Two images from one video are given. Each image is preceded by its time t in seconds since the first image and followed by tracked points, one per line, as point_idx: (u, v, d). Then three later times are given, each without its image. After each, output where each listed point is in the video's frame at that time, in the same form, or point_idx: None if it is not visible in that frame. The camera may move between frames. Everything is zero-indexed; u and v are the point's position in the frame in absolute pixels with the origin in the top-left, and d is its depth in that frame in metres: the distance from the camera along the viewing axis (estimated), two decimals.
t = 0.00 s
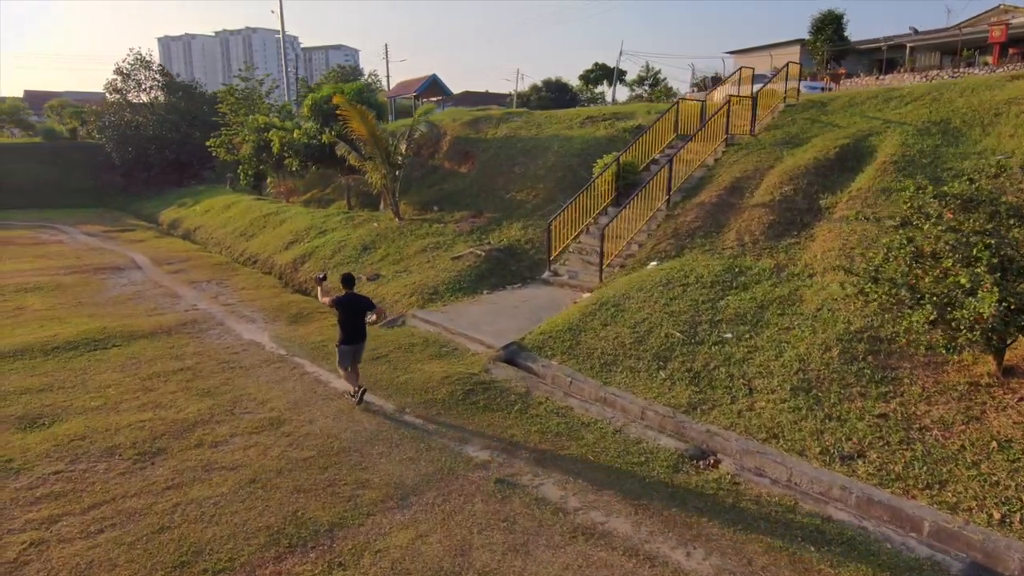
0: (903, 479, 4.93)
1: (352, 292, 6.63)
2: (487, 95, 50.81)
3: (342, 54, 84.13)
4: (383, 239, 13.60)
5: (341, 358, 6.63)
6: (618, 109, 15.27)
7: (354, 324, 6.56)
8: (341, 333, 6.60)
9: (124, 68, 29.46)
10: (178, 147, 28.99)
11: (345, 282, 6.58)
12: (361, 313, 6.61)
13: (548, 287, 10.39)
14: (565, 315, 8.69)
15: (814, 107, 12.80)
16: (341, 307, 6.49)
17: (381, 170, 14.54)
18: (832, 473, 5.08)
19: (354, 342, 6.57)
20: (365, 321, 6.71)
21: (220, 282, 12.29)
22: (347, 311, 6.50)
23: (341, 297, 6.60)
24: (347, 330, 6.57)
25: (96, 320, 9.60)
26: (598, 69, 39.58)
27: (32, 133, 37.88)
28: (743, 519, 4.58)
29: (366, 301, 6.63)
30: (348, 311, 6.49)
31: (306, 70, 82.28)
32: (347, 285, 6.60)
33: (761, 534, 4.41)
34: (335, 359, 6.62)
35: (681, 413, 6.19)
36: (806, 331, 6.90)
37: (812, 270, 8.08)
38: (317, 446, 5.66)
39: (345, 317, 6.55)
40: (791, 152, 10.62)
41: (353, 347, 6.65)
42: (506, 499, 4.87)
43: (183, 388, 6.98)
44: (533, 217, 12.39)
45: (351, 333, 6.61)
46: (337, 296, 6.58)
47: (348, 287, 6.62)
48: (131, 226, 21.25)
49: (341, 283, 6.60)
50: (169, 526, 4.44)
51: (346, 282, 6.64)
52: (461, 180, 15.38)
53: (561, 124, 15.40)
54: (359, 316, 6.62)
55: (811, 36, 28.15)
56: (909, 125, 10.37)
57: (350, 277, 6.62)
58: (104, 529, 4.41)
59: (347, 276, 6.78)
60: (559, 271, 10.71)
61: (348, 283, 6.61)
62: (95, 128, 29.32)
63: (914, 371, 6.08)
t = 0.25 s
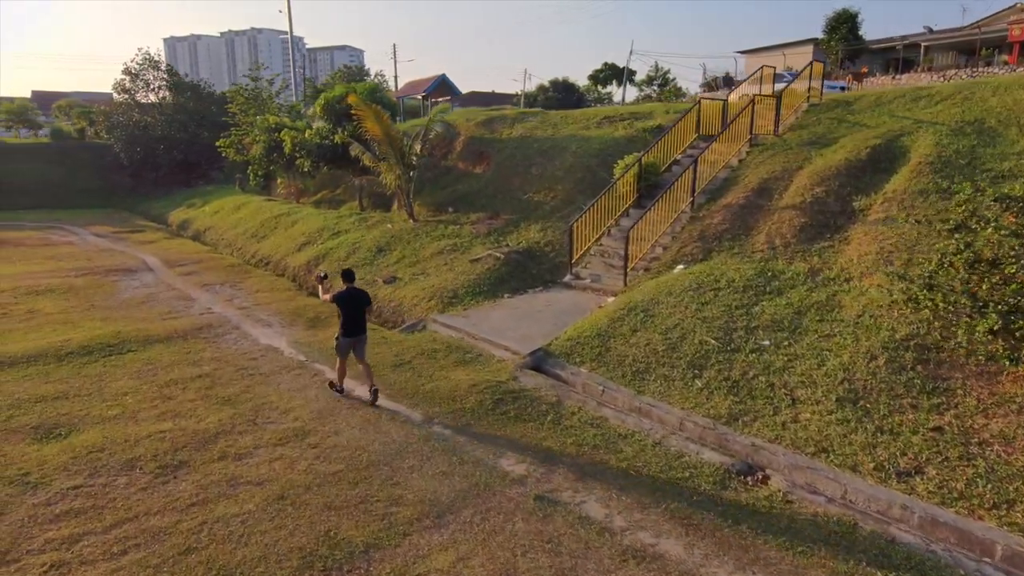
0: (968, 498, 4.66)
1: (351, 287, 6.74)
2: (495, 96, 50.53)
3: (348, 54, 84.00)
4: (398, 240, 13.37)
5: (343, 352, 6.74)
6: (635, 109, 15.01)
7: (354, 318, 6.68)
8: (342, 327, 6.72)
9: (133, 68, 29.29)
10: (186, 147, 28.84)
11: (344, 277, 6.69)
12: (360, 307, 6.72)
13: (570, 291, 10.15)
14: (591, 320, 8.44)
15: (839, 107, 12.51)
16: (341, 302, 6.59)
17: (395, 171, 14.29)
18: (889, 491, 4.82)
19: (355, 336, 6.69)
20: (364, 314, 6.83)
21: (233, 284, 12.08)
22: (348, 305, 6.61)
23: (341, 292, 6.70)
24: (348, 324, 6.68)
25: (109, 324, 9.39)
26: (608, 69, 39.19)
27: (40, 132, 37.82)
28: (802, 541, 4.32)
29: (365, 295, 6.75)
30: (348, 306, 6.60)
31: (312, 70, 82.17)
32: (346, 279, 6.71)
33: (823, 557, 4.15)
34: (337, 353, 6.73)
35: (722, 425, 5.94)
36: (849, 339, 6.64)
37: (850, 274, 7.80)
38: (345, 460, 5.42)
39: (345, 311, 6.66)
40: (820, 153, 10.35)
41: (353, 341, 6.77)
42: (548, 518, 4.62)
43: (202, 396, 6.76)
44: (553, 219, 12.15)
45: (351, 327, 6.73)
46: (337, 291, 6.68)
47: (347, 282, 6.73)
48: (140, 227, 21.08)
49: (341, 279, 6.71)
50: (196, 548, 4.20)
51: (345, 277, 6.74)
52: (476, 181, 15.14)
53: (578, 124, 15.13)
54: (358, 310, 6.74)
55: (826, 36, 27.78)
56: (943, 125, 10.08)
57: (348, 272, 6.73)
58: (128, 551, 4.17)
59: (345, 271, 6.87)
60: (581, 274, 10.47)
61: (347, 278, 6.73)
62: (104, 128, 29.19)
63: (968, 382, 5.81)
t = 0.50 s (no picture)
0: None
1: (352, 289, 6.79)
2: (502, 96, 50.20)
3: (354, 54, 83.86)
4: (412, 242, 13.09)
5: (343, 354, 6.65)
6: (654, 109, 14.70)
7: (354, 319, 6.64)
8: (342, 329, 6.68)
9: (140, 68, 28.99)
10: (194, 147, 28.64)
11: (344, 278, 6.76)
12: (360, 308, 6.72)
13: (593, 295, 9.86)
14: (619, 327, 8.14)
15: (866, 106, 12.18)
16: (340, 302, 6.64)
17: (409, 172, 13.98)
18: (959, 516, 4.50)
19: (355, 337, 6.62)
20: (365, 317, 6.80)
21: (246, 287, 11.81)
22: (347, 305, 6.63)
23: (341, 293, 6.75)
24: (347, 325, 6.65)
25: (121, 330, 9.12)
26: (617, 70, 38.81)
27: (47, 132, 37.64)
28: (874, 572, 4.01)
29: (365, 297, 6.76)
30: (348, 306, 6.62)
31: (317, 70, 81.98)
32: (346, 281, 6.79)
33: None
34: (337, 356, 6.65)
35: (769, 441, 5.62)
36: (898, 349, 6.31)
37: (892, 280, 7.48)
38: (374, 477, 5.12)
39: (345, 313, 6.66)
40: (852, 154, 10.03)
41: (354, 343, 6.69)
42: (596, 544, 4.32)
43: (220, 407, 6.48)
44: (572, 221, 11.85)
45: (351, 329, 6.68)
46: (337, 293, 6.74)
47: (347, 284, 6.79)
48: (148, 228, 20.85)
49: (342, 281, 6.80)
50: None
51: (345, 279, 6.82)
52: (491, 182, 14.85)
53: (596, 124, 14.83)
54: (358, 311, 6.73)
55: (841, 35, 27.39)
56: (980, 125, 9.75)
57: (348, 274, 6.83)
58: None
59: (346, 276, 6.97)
60: (604, 278, 10.17)
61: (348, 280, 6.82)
62: (111, 128, 29.01)
63: None
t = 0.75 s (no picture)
0: None
1: (357, 291, 6.70)
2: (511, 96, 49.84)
3: (361, 54, 83.62)
4: (428, 245, 12.75)
5: (343, 357, 6.64)
6: (675, 108, 14.32)
7: (354, 321, 6.61)
8: (345, 331, 6.64)
9: (148, 68, 28.91)
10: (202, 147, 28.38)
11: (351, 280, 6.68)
12: (364, 311, 6.66)
13: (620, 301, 9.49)
14: (652, 335, 7.77)
15: (899, 105, 11.78)
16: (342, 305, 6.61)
17: (424, 173, 13.61)
18: None
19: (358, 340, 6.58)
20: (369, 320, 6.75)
21: (258, 291, 11.49)
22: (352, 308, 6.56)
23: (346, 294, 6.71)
24: (351, 328, 6.61)
25: (132, 336, 8.81)
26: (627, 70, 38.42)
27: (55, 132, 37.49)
28: None
29: (370, 300, 6.69)
30: (353, 309, 6.55)
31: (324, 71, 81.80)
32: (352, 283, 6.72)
33: None
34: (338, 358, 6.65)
35: (825, 461, 5.25)
36: (957, 363, 5.93)
37: (942, 287, 7.09)
38: (405, 502, 4.77)
39: (349, 316, 6.60)
40: (889, 154, 9.64)
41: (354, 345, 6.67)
42: None
43: (237, 421, 6.14)
44: (594, 223, 11.49)
45: (354, 331, 6.64)
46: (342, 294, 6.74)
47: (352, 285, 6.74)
48: (157, 229, 20.59)
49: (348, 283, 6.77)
50: None
51: (351, 281, 6.74)
52: (507, 183, 14.49)
53: (615, 123, 14.45)
54: (362, 314, 6.67)
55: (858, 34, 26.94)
56: None
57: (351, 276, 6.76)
58: None
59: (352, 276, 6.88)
60: (630, 283, 9.81)
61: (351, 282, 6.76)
62: (119, 128, 28.80)
63: None
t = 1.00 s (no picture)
0: None
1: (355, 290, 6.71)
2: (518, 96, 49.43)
3: (367, 54, 83.37)
4: (444, 248, 12.38)
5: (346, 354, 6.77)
6: (697, 107, 13.91)
7: (352, 320, 6.67)
8: (346, 329, 6.70)
9: (156, 67, 28.57)
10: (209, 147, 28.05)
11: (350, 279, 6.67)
12: (364, 310, 6.68)
13: (647, 308, 9.10)
14: (687, 345, 7.36)
15: (933, 104, 11.35)
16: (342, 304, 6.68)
17: (439, 173, 13.20)
18: None
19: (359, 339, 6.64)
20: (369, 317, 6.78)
21: (270, 296, 11.14)
22: (352, 308, 6.58)
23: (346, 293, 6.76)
24: (351, 326, 6.66)
25: (140, 345, 8.46)
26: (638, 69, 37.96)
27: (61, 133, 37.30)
28: None
29: (370, 298, 6.70)
30: (353, 309, 6.57)
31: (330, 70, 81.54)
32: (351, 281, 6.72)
33: None
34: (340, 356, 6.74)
35: (891, 488, 4.84)
36: None
37: (999, 296, 6.67)
38: (439, 533, 4.39)
39: (349, 314, 6.64)
40: (930, 155, 9.23)
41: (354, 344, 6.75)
42: None
43: (253, 439, 5.76)
44: (617, 226, 11.09)
45: (354, 330, 6.70)
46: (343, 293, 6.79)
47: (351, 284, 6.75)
48: (164, 231, 20.28)
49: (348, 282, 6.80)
50: None
51: (350, 279, 6.74)
52: (523, 184, 14.11)
53: (634, 123, 14.05)
54: (362, 313, 6.70)
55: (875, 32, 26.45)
56: None
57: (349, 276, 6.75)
58: None
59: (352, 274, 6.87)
60: (658, 289, 9.42)
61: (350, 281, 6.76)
62: (126, 128, 28.53)
63: None
